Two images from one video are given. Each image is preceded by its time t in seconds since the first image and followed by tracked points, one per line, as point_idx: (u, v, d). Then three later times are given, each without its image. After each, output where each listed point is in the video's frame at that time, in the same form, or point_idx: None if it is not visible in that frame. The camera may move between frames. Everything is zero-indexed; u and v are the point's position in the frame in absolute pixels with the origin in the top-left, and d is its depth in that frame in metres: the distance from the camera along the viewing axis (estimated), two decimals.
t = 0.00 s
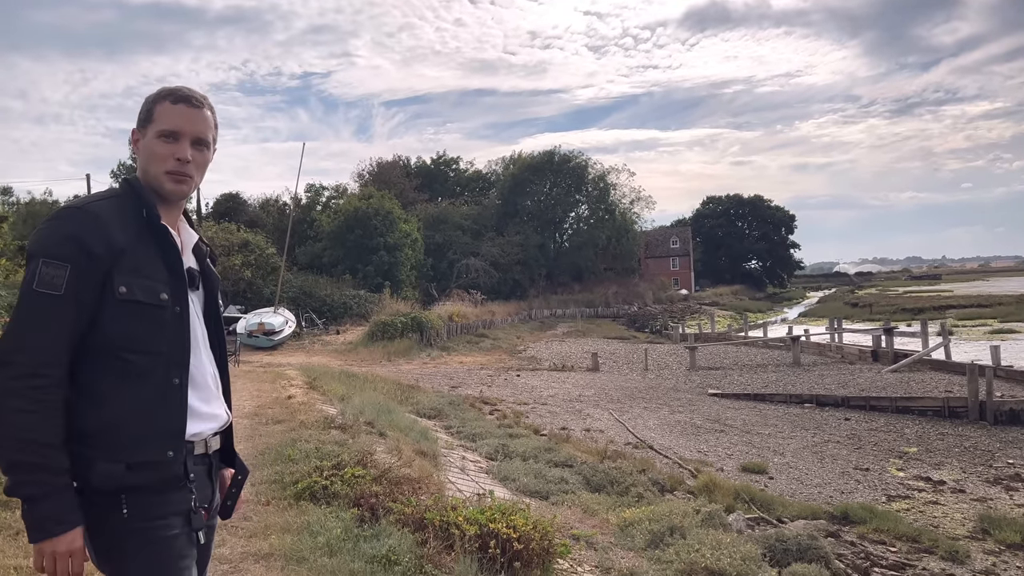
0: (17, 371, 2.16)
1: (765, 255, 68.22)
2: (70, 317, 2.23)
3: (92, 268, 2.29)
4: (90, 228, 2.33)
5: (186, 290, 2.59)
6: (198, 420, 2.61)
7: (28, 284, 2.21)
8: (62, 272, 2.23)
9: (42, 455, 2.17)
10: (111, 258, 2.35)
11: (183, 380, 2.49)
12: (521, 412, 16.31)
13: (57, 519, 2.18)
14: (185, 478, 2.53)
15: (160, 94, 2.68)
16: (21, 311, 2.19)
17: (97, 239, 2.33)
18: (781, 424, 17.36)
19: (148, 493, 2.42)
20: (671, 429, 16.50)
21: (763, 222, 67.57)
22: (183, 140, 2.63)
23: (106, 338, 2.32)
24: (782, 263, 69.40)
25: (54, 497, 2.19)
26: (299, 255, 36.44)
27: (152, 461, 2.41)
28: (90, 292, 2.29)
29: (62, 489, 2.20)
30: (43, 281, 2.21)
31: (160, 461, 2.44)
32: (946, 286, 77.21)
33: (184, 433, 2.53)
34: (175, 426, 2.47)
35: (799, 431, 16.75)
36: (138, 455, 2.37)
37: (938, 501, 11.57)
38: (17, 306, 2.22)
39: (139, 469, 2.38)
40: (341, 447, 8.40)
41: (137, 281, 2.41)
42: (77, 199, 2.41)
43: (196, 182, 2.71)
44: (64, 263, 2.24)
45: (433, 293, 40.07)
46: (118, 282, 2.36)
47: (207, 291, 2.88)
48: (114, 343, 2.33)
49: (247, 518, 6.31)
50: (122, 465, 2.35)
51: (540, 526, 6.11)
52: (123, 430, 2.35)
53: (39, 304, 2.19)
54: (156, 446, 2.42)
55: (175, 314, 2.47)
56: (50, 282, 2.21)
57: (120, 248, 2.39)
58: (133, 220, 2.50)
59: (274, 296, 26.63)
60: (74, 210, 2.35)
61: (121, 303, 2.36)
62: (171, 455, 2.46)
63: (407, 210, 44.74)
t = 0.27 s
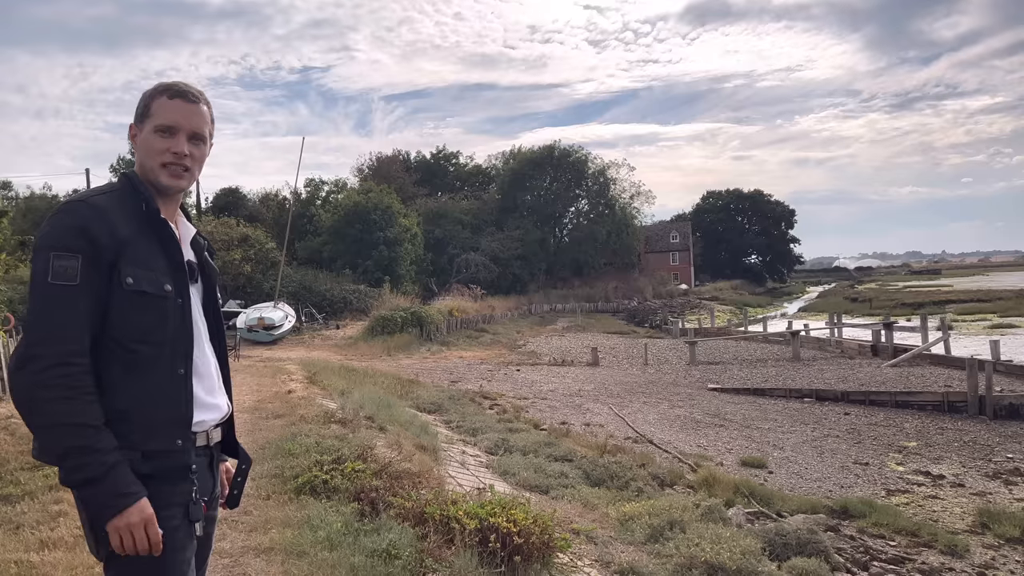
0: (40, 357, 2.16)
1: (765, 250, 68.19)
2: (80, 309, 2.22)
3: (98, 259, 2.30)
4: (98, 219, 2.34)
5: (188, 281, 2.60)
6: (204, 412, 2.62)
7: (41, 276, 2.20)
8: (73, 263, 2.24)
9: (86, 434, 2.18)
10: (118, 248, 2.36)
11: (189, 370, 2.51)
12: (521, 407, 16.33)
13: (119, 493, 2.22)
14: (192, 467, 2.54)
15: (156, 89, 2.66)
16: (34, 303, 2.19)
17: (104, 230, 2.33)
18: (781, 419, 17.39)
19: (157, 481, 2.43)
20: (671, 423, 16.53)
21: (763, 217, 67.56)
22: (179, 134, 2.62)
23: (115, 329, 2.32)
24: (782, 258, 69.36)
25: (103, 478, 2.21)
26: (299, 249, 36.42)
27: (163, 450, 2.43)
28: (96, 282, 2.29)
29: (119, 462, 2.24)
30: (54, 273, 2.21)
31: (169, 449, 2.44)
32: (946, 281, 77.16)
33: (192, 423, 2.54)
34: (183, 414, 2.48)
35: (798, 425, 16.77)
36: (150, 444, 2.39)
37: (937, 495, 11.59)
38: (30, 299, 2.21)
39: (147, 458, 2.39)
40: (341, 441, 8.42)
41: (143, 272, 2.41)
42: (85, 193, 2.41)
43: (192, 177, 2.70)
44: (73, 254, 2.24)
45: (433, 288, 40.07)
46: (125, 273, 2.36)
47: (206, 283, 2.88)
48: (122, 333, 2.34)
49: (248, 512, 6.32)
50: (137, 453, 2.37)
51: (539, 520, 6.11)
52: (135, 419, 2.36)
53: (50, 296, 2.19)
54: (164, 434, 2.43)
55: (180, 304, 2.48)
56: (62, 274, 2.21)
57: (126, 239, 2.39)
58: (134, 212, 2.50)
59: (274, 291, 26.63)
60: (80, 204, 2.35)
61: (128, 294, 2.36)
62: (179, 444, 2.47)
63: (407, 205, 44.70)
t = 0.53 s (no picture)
0: (51, 351, 2.16)
1: (765, 246, 68.18)
2: (86, 303, 2.22)
3: (101, 254, 2.30)
4: (100, 214, 2.34)
5: (188, 275, 2.60)
6: (208, 405, 2.63)
7: (46, 273, 2.19)
8: (78, 258, 2.24)
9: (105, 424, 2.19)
10: (121, 243, 2.36)
11: (192, 364, 2.51)
12: (521, 403, 16.35)
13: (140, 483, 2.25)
14: (197, 460, 2.55)
15: (151, 85, 2.65)
16: (38, 298, 2.18)
17: (107, 225, 2.33)
18: (781, 415, 17.41)
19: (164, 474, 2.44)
20: (671, 419, 16.55)
21: (763, 213, 67.54)
22: (175, 130, 2.61)
23: (119, 322, 2.32)
24: (782, 254, 69.36)
25: (127, 465, 2.23)
26: (300, 245, 36.40)
27: (169, 443, 2.43)
28: (100, 276, 2.28)
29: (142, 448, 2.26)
30: (60, 268, 2.21)
31: (175, 442, 2.45)
32: (946, 277, 77.14)
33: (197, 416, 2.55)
34: (188, 407, 2.49)
35: (798, 421, 16.79)
36: (157, 437, 2.40)
37: (937, 491, 11.62)
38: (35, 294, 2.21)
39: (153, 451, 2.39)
40: (341, 436, 8.43)
41: (146, 266, 2.42)
42: (86, 190, 2.40)
43: (189, 172, 2.70)
44: (79, 249, 2.24)
45: (433, 283, 40.07)
46: (128, 267, 2.36)
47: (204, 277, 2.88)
48: (125, 327, 2.33)
49: (248, 507, 6.32)
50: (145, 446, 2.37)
51: (539, 516, 6.12)
52: (142, 412, 2.37)
53: (55, 292, 2.19)
54: (170, 428, 2.43)
55: (182, 297, 2.48)
56: (67, 269, 2.21)
57: (128, 233, 2.39)
58: (134, 208, 2.50)
59: (274, 286, 26.64)
60: (82, 199, 2.34)
61: (131, 288, 2.36)
62: (185, 436, 2.48)
63: (407, 201, 44.67)
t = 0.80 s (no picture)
0: (45, 351, 2.17)
1: (765, 244, 68.17)
2: (82, 302, 2.22)
3: (99, 252, 2.30)
4: (97, 212, 2.33)
5: (187, 272, 2.59)
6: (207, 403, 2.63)
7: (43, 271, 2.20)
8: (75, 257, 2.23)
9: (89, 431, 2.19)
10: (119, 241, 2.36)
11: (191, 362, 2.51)
12: (521, 400, 16.36)
13: (111, 492, 2.22)
14: (197, 459, 2.55)
15: (150, 82, 2.63)
16: (35, 296, 2.19)
17: (104, 224, 2.33)
18: (781, 413, 17.42)
19: (161, 474, 2.44)
20: (671, 416, 16.57)
21: (764, 211, 67.52)
22: (176, 127, 2.61)
23: (116, 321, 2.33)
24: (782, 252, 69.33)
25: (100, 476, 2.20)
26: (300, 242, 36.38)
27: (166, 443, 2.43)
28: (99, 275, 2.29)
29: (115, 461, 2.23)
30: (54, 267, 2.20)
31: (173, 442, 2.45)
32: (947, 275, 77.13)
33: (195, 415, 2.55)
34: (186, 406, 2.49)
35: (798, 419, 16.79)
36: (153, 437, 2.40)
37: (937, 489, 11.63)
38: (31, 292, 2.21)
39: (147, 452, 2.39)
40: (342, 433, 8.44)
41: (143, 265, 2.41)
42: (86, 187, 2.40)
43: (189, 168, 2.70)
44: (76, 248, 2.24)
45: (433, 280, 40.07)
46: (126, 265, 2.36)
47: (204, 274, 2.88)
48: (124, 325, 2.34)
49: (248, 504, 6.33)
50: (140, 446, 2.38)
51: (540, 513, 6.12)
52: (138, 412, 2.37)
53: (52, 289, 2.19)
54: (167, 428, 2.43)
55: (181, 295, 2.48)
56: (64, 268, 2.21)
57: (126, 232, 2.39)
58: (132, 204, 2.50)
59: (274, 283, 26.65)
60: (80, 196, 2.34)
61: (129, 286, 2.36)
62: (183, 435, 2.48)
63: (407, 198, 44.64)
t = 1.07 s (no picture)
0: (42, 352, 2.18)
1: (766, 243, 68.18)
2: (82, 301, 2.23)
3: (100, 253, 2.30)
4: (99, 213, 2.34)
5: (186, 272, 2.59)
6: (207, 403, 2.64)
7: (43, 272, 2.21)
8: (76, 258, 2.24)
9: (87, 433, 2.20)
10: (120, 242, 2.36)
11: (191, 362, 2.51)
12: (521, 399, 16.36)
13: (111, 493, 2.23)
14: (197, 459, 2.56)
15: (172, 81, 2.61)
16: (35, 297, 2.20)
17: (106, 225, 2.33)
18: (781, 412, 17.43)
19: (161, 474, 2.44)
20: (672, 416, 16.59)
21: (765, 210, 67.53)
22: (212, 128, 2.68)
23: (116, 321, 2.34)
24: (783, 251, 69.31)
25: (98, 479, 2.20)
26: (301, 240, 36.37)
27: (166, 443, 2.44)
28: (99, 276, 2.29)
29: (114, 462, 2.24)
30: (54, 268, 2.21)
31: (173, 442, 2.46)
32: (947, 275, 77.13)
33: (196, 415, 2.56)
34: (186, 406, 2.49)
35: (798, 418, 16.79)
36: (153, 437, 2.40)
37: (937, 489, 11.63)
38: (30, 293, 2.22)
39: (147, 452, 2.40)
40: (343, 432, 8.45)
41: (144, 266, 2.42)
42: (87, 187, 2.40)
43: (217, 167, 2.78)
44: (76, 249, 2.24)
45: (434, 279, 40.08)
46: (127, 266, 2.37)
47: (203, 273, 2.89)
48: (124, 326, 2.35)
49: (249, 502, 6.34)
50: (139, 446, 2.38)
51: (540, 512, 6.13)
52: (137, 412, 2.38)
53: (53, 290, 2.21)
54: (167, 428, 2.44)
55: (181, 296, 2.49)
56: (63, 269, 2.22)
57: (127, 232, 2.40)
58: (134, 204, 2.50)
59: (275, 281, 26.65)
60: (83, 197, 2.34)
61: (129, 287, 2.36)
62: (183, 436, 2.49)
63: (408, 197, 44.65)
